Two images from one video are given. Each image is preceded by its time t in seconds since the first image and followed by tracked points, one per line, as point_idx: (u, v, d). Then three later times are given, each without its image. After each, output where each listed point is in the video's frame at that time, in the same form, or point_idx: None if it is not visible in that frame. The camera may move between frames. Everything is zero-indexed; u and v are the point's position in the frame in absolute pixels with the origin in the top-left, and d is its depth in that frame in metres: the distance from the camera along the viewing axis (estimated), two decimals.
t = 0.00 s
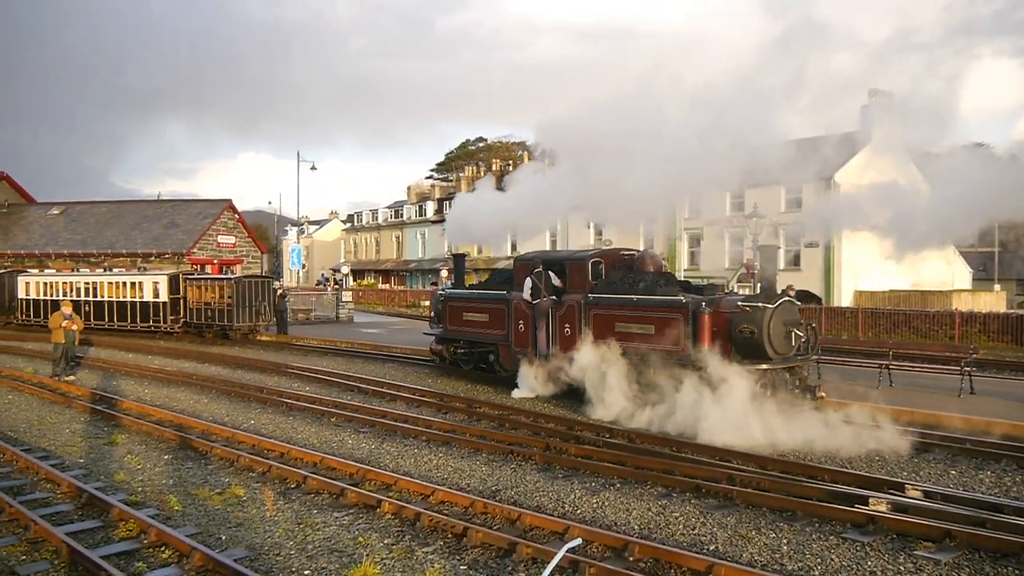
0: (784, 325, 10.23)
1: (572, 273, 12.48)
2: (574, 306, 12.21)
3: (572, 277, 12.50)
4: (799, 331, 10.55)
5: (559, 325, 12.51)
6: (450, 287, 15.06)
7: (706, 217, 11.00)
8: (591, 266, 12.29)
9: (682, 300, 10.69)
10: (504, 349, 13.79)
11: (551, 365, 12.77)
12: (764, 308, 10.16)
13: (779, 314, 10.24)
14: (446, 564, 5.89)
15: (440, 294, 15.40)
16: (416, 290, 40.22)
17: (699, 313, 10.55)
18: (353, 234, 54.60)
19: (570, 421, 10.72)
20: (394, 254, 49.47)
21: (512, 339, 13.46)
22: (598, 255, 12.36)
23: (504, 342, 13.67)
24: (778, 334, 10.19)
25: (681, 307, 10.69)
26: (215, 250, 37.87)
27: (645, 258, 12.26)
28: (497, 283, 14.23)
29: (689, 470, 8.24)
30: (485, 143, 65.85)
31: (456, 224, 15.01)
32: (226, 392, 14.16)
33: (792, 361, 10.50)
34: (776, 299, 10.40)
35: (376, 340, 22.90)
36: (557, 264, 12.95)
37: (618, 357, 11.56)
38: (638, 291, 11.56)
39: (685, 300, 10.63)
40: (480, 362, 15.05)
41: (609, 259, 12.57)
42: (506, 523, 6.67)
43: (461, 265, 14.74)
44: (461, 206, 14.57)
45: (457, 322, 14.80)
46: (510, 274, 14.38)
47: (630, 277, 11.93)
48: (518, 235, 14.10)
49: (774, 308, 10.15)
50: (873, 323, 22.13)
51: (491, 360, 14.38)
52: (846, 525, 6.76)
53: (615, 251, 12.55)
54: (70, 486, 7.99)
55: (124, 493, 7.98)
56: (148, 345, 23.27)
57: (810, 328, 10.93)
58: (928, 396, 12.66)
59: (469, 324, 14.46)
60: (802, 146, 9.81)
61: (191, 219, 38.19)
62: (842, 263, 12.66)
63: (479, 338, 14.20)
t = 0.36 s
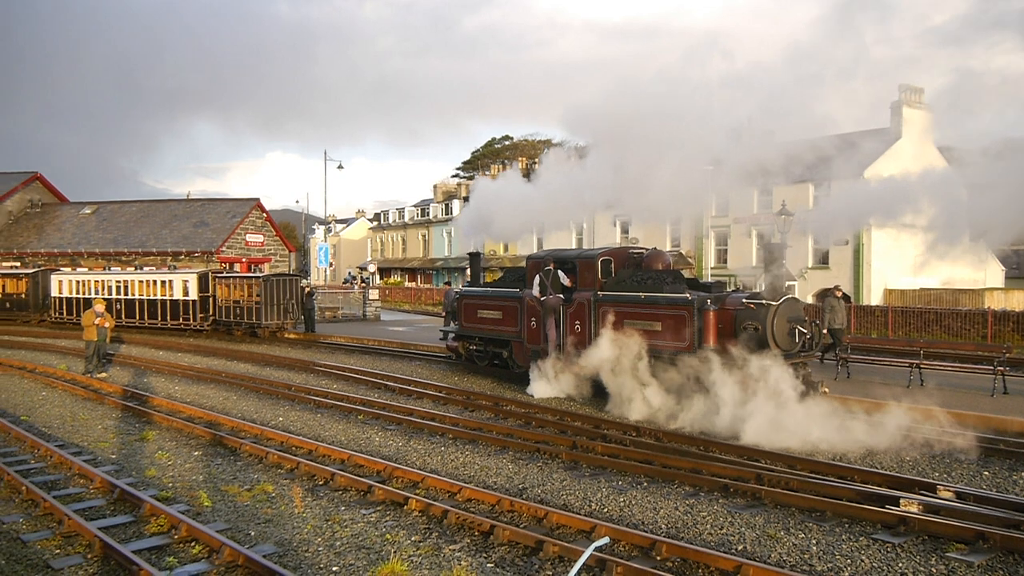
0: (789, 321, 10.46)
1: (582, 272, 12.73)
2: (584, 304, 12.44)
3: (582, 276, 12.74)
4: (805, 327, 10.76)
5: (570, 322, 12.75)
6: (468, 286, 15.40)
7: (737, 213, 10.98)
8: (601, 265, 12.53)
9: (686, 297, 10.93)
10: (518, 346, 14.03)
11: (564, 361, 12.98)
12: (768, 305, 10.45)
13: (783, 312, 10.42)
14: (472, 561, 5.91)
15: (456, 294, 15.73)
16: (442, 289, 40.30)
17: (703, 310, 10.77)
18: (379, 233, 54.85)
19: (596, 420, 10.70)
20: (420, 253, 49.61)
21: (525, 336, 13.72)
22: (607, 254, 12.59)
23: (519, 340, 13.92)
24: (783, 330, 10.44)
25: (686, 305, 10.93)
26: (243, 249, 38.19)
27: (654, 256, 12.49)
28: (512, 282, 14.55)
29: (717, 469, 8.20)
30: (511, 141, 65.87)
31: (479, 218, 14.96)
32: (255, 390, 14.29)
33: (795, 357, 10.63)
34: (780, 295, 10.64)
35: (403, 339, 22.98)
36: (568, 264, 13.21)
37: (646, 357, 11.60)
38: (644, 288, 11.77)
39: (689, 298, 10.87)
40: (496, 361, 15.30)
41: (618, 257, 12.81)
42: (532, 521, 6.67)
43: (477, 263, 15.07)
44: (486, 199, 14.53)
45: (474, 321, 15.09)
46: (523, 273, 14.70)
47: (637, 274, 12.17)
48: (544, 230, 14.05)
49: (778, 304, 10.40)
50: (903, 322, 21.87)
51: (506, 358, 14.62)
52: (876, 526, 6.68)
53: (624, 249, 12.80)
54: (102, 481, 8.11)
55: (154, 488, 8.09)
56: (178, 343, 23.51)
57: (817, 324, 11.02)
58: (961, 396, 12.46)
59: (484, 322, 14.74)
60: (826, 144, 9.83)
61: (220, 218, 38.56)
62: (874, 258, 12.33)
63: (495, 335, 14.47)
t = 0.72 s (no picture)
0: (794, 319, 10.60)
1: (594, 270, 13.04)
2: (596, 302, 12.71)
3: (594, 274, 13.04)
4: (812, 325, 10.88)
5: (583, 320, 13.01)
6: (484, 285, 15.77)
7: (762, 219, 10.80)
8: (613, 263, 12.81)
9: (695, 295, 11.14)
10: (533, 344, 14.34)
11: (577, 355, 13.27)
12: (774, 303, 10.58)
13: (789, 310, 10.61)
14: (501, 560, 5.91)
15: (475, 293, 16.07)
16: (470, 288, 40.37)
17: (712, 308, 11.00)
18: (407, 232, 55.06)
19: (624, 419, 10.67)
20: (448, 252, 49.73)
21: (540, 333, 14.02)
22: (618, 253, 12.89)
23: (535, 337, 14.22)
24: (788, 328, 10.59)
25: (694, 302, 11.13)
26: (272, 249, 38.52)
27: (664, 254, 12.82)
28: (528, 281, 14.93)
29: (746, 469, 8.13)
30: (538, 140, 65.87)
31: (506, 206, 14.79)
32: (284, 388, 14.40)
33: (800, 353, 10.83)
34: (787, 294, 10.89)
35: (430, 338, 23.06)
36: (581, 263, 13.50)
37: (668, 360, 11.68)
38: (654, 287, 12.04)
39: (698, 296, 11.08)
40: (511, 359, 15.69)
41: (629, 255, 13.10)
42: (561, 520, 6.66)
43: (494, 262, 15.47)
44: (514, 186, 14.34)
45: (492, 319, 15.42)
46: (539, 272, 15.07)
47: (648, 273, 12.46)
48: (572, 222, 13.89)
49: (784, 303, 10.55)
50: (936, 321, 21.61)
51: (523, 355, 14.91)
52: (909, 527, 6.60)
53: (635, 248, 13.11)
54: (135, 478, 8.21)
55: (187, 486, 8.18)
56: (209, 342, 23.74)
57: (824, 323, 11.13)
58: (996, 395, 12.29)
59: (502, 320, 15.06)
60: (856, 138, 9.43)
61: (249, 218, 38.93)
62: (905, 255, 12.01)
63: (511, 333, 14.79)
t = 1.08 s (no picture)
0: (805, 314, 10.54)
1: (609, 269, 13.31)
2: (611, 300, 13.03)
3: (608, 273, 13.31)
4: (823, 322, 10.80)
5: (598, 317, 13.36)
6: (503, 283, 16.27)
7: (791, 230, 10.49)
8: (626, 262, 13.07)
9: (707, 293, 11.26)
10: (550, 341, 14.82)
11: (596, 353, 13.49)
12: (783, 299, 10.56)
13: (799, 307, 10.55)
14: (530, 559, 5.91)
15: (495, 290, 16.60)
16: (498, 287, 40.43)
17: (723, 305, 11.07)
18: (435, 231, 55.27)
19: (653, 419, 10.61)
20: (476, 251, 49.85)
21: (556, 331, 14.47)
22: (632, 252, 13.14)
23: (551, 334, 14.70)
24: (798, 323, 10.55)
25: (706, 300, 11.25)
26: (302, 248, 38.84)
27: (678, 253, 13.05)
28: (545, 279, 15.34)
29: (778, 469, 8.06)
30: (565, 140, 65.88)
31: (533, 204, 14.69)
32: (314, 387, 14.50)
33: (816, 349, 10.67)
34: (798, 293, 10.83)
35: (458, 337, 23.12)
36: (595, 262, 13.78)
37: (697, 360, 11.62)
38: (667, 284, 12.24)
39: (709, 293, 11.19)
40: (530, 354, 16.15)
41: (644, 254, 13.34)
42: (590, 520, 6.64)
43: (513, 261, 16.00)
44: (540, 184, 14.26)
45: (511, 316, 15.94)
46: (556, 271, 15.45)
47: (661, 270, 12.65)
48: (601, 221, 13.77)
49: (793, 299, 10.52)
50: (972, 321, 21.30)
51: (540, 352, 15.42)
52: (944, 530, 6.50)
53: (649, 246, 13.36)
54: (168, 475, 8.32)
55: (218, 483, 8.26)
56: (240, 341, 23.96)
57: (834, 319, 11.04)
58: None
59: (520, 318, 15.58)
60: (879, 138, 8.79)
61: (279, 217, 39.29)
62: (942, 255, 11.79)
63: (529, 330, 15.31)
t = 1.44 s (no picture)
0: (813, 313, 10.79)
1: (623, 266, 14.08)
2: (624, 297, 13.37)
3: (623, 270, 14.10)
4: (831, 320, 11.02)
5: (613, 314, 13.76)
6: (520, 281, 16.87)
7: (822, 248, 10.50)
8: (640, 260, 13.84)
9: (717, 291, 11.50)
10: (566, 338, 15.47)
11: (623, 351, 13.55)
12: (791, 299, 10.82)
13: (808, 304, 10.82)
14: (559, 557, 5.91)
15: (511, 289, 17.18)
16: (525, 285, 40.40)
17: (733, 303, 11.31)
18: (462, 229, 55.34)
19: (681, 417, 10.57)
20: (503, 249, 49.81)
21: (571, 328, 15.11)
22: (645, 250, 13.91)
23: (566, 331, 15.34)
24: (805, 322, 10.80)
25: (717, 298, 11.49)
26: (330, 246, 39.07)
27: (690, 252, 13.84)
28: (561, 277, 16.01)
29: (808, 469, 7.99)
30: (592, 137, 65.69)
31: (553, 199, 14.47)
32: (342, 384, 14.59)
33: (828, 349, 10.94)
34: (805, 290, 11.14)
35: (486, 335, 23.16)
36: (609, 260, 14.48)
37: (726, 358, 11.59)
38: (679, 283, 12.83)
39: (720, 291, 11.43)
40: (547, 350, 16.79)
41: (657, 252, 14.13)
42: (619, 518, 6.64)
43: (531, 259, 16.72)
44: (564, 178, 13.97)
45: (527, 314, 16.54)
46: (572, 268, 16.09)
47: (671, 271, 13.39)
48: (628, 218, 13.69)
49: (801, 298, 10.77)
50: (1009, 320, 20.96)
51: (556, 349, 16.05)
52: (978, 531, 6.41)
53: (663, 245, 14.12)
54: (200, 471, 8.42)
55: (249, 479, 8.35)
56: (269, 338, 24.15)
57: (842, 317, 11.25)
58: None
59: (536, 315, 16.18)
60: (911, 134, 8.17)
61: (308, 216, 39.58)
62: (972, 252, 11.76)
63: (545, 328, 15.93)
